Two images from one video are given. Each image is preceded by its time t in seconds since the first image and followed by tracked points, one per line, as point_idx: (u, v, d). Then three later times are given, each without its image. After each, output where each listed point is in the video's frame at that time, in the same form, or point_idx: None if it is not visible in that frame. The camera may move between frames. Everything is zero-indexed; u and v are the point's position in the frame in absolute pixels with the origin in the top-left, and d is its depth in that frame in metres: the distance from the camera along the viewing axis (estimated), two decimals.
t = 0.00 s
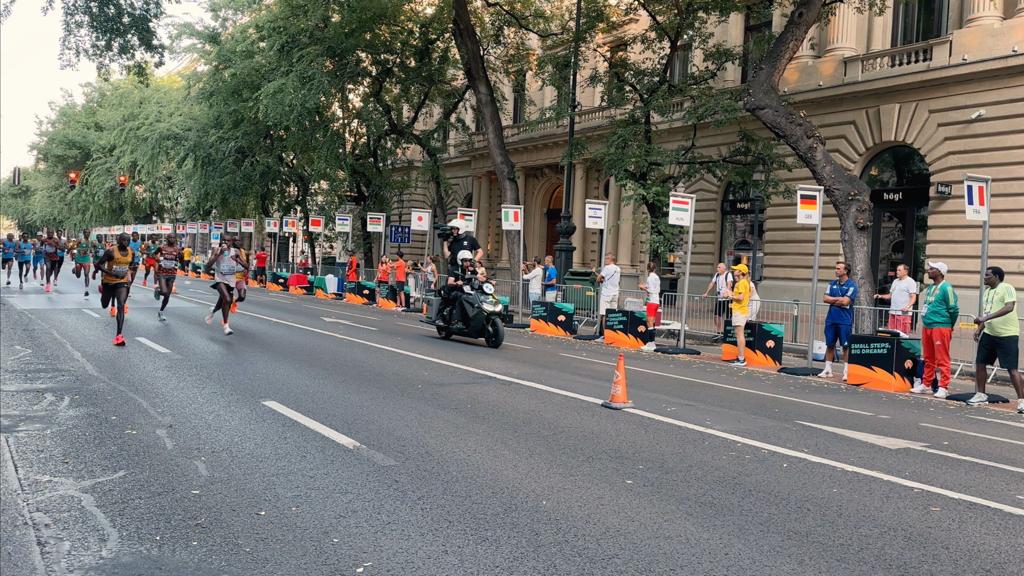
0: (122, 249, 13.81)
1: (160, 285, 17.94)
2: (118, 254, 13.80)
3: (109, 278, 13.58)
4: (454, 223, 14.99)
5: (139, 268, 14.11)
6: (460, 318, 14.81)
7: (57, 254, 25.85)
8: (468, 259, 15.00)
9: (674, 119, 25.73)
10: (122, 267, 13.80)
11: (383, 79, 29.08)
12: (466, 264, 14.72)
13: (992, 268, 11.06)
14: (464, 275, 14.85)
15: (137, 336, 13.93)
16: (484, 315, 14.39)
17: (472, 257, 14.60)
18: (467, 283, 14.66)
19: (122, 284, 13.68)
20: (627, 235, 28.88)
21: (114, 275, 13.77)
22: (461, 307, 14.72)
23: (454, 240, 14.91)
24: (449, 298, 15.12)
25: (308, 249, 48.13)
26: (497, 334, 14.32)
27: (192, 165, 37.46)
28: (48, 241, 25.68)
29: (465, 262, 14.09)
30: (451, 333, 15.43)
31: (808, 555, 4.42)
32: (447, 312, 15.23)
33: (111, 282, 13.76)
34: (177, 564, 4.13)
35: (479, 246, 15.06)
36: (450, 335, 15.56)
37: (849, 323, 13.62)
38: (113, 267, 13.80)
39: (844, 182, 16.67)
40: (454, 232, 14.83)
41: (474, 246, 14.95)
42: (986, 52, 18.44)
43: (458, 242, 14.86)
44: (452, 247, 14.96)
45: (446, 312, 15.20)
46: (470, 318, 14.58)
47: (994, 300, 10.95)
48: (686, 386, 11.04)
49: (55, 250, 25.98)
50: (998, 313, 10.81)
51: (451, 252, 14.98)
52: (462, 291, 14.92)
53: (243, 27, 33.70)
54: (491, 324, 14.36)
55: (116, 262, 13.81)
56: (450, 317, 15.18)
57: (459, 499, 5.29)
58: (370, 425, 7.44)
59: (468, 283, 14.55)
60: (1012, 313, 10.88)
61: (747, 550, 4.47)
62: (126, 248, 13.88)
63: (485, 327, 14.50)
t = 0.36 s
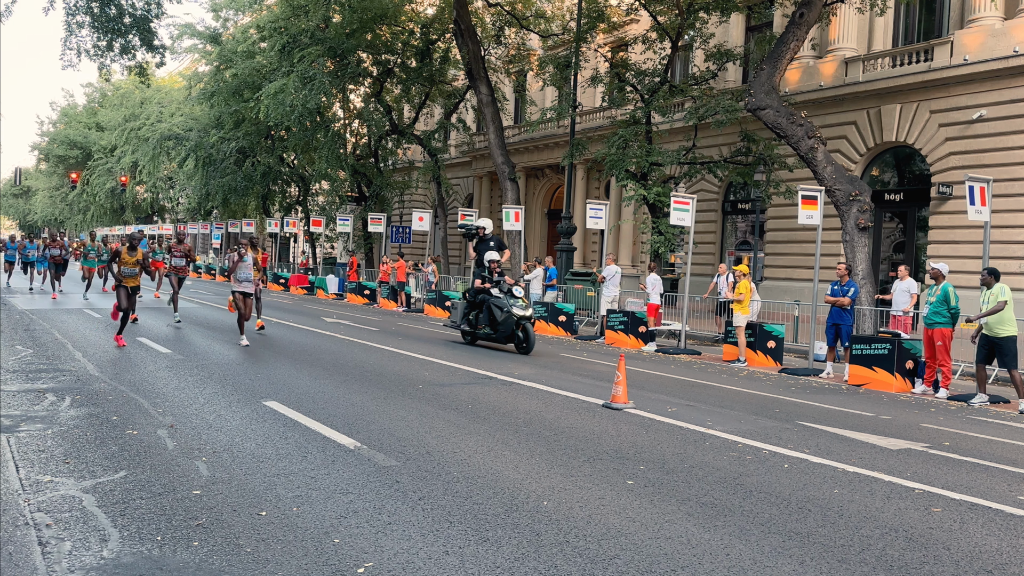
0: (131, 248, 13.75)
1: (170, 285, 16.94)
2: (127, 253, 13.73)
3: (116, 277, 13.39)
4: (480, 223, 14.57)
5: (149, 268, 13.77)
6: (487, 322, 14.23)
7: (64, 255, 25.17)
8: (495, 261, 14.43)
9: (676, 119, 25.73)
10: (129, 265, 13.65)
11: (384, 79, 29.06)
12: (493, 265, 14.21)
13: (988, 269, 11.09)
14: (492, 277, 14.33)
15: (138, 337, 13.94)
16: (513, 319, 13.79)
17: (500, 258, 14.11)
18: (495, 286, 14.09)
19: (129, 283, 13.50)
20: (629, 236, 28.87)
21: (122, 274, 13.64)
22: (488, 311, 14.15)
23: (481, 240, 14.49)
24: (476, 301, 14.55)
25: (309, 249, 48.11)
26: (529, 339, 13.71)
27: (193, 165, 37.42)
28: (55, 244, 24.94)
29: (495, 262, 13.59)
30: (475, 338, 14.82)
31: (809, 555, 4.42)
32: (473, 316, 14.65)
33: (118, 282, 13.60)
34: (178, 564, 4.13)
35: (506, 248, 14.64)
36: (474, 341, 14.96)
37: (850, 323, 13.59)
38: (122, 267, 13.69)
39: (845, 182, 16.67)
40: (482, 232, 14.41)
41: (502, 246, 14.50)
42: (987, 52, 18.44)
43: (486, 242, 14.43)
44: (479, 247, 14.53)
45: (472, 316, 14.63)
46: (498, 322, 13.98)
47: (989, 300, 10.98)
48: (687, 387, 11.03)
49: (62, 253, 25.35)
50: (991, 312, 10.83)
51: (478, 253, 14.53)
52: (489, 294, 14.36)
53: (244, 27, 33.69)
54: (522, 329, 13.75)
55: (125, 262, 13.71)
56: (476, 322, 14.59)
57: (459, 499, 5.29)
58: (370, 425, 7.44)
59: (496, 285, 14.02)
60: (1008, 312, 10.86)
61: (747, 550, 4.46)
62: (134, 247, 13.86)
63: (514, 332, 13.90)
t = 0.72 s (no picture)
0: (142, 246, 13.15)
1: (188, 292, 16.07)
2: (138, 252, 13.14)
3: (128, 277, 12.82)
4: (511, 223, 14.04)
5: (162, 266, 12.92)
6: (517, 327, 13.66)
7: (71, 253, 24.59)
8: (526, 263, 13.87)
9: (677, 119, 25.73)
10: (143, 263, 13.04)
11: (385, 79, 29.04)
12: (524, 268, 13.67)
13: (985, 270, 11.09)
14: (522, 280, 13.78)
15: (139, 337, 13.94)
16: (546, 325, 13.21)
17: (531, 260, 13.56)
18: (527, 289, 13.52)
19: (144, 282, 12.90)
20: (630, 236, 28.86)
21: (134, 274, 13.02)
22: (520, 315, 13.58)
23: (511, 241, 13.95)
24: (505, 305, 14.00)
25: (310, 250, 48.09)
26: (561, 345, 13.07)
27: (194, 165, 37.41)
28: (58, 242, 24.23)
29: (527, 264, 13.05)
30: (503, 344, 14.28)
31: (810, 556, 4.42)
32: (502, 321, 14.10)
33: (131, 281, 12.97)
34: (178, 564, 4.13)
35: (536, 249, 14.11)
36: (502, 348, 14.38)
37: (851, 324, 13.58)
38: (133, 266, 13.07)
39: (846, 183, 16.68)
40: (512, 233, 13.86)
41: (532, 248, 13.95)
42: (989, 53, 18.43)
43: (516, 244, 13.88)
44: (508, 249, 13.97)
45: (501, 321, 14.09)
46: (530, 328, 13.41)
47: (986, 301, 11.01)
48: (687, 387, 11.03)
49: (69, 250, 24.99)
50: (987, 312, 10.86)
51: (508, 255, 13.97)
52: (519, 298, 13.80)
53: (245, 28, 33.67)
54: (554, 335, 13.14)
55: (136, 260, 13.10)
56: (505, 327, 14.05)
57: (460, 500, 5.29)
58: (371, 426, 7.44)
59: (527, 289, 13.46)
60: (1005, 312, 10.85)
61: (749, 551, 4.46)
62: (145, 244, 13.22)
63: (547, 338, 13.30)
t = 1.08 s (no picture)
0: (156, 253, 11.70)
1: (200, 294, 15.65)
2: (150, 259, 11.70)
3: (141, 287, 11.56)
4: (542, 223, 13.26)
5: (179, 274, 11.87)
6: (549, 333, 12.78)
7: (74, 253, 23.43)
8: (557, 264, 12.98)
9: (678, 120, 25.73)
10: (159, 274, 11.68)
11: (386, 80, 29.04)
12: (556, 270, 12.85)
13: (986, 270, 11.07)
14: (554, 282, 12.95)
15: (140, 338, 13.96)
16: (581, 331, 12.26)
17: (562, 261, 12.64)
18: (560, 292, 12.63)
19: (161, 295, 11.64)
20: (630, 236, 28.86)
21: (147, 286, 11.64)
22: (552, 320, 12.70)
23: (542, 242, 13.26)
24: (536, 309, 13.16)
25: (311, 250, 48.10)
26: (599, 353, 12.11)
27: (195, 165, 37.41)
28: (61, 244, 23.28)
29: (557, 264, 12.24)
30: (535, 350, 13.45)
31: (811, 557, 4.41)
32: (533, 327, 13.25)
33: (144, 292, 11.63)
34: (179, 565, 4.13)
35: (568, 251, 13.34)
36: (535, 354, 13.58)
37: (852, 325, 13.59)
38: (146, 276, 11.65)
39: (847, 184, 16.68)
40: (542, 233, 13.19)
41: (564, 249, 13.19)
42: (990, 54, 18.43)
43: (547, 244, 13.18)
44: (539, 250, 13.29)
45: (532, 327, 13.24)
46: (563, 334, 12.48)
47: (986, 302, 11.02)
48: (688, 388, 11.03)
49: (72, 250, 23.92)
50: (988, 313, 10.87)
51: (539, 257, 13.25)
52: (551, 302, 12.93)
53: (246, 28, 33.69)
54: (590, 341, 12.18)
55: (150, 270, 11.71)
56: (536, 333, 13.18)
57: (461, 500, 5.29)
58: (372, 426, 7.44)
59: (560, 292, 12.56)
60: (1006, 313, 10.87)
61: (750, 552, 4.46)
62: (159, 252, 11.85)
63: (583, 345, 12.36)
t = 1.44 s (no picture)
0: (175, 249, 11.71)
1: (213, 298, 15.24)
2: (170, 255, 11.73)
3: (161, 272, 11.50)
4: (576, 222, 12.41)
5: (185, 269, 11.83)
6: (586, 338, 12.11)
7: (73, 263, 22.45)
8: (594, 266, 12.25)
9: (679, 120, 25.73)
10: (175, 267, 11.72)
11: (386, 80, 29.05)
12: (593, 272, 12.14)
13: (987, 272, 11.05)
14: (590, 286, 12.24)
15: (140, 338, 13.95)
16: (623, 338, 11.62)
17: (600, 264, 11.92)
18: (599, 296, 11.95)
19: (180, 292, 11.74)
20: (631, 237, 28.85)
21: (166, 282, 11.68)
22: (589, 325, 12.03)
23: (576, 242, 12.49)
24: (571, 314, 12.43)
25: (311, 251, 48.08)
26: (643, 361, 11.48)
27: (196, 166, 37.42)
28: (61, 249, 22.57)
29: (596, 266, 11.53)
30: (568, 357, 12.76)
31: (811, 557, 4.42)
32: (567, 332, 12.51)
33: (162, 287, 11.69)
34: (180, 565, 4.13)
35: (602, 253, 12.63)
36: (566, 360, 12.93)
37: (853, 326, 13.62)
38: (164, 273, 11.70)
39: (848, 184, 16.68)
40: (578, 233, 12.41)
41: (599, 250, 12.50)
42: (991, 55, 18.44)
43: (582, 244, 12.41)
44: (572, 251, 12.49)
45: (566, 333, 12.52)
46: (603, 341, 11.81)
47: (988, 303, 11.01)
48: (689, 388, 11.02)
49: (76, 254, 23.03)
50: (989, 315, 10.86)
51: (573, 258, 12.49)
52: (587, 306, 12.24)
53: (247, 28, 33.71)
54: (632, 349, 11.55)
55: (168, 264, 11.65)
56: (571, 339, 12.48)
57: (461, 500, 5.29)
58: (372, 427, 7.44)
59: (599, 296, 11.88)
60: (1008, 314, 10.86)
61: (750, 552, 4.46)
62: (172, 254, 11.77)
63: (625, 353, 11.71)
